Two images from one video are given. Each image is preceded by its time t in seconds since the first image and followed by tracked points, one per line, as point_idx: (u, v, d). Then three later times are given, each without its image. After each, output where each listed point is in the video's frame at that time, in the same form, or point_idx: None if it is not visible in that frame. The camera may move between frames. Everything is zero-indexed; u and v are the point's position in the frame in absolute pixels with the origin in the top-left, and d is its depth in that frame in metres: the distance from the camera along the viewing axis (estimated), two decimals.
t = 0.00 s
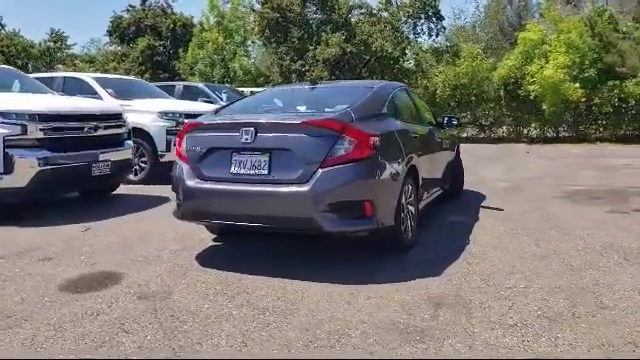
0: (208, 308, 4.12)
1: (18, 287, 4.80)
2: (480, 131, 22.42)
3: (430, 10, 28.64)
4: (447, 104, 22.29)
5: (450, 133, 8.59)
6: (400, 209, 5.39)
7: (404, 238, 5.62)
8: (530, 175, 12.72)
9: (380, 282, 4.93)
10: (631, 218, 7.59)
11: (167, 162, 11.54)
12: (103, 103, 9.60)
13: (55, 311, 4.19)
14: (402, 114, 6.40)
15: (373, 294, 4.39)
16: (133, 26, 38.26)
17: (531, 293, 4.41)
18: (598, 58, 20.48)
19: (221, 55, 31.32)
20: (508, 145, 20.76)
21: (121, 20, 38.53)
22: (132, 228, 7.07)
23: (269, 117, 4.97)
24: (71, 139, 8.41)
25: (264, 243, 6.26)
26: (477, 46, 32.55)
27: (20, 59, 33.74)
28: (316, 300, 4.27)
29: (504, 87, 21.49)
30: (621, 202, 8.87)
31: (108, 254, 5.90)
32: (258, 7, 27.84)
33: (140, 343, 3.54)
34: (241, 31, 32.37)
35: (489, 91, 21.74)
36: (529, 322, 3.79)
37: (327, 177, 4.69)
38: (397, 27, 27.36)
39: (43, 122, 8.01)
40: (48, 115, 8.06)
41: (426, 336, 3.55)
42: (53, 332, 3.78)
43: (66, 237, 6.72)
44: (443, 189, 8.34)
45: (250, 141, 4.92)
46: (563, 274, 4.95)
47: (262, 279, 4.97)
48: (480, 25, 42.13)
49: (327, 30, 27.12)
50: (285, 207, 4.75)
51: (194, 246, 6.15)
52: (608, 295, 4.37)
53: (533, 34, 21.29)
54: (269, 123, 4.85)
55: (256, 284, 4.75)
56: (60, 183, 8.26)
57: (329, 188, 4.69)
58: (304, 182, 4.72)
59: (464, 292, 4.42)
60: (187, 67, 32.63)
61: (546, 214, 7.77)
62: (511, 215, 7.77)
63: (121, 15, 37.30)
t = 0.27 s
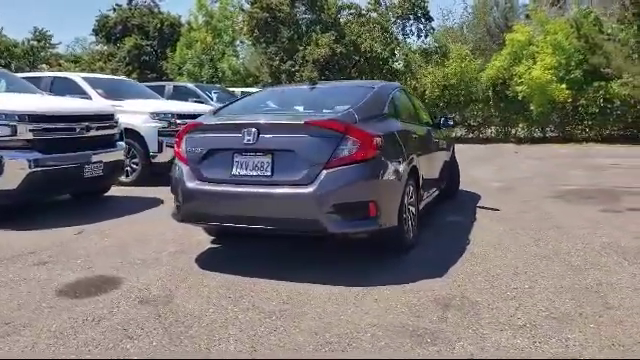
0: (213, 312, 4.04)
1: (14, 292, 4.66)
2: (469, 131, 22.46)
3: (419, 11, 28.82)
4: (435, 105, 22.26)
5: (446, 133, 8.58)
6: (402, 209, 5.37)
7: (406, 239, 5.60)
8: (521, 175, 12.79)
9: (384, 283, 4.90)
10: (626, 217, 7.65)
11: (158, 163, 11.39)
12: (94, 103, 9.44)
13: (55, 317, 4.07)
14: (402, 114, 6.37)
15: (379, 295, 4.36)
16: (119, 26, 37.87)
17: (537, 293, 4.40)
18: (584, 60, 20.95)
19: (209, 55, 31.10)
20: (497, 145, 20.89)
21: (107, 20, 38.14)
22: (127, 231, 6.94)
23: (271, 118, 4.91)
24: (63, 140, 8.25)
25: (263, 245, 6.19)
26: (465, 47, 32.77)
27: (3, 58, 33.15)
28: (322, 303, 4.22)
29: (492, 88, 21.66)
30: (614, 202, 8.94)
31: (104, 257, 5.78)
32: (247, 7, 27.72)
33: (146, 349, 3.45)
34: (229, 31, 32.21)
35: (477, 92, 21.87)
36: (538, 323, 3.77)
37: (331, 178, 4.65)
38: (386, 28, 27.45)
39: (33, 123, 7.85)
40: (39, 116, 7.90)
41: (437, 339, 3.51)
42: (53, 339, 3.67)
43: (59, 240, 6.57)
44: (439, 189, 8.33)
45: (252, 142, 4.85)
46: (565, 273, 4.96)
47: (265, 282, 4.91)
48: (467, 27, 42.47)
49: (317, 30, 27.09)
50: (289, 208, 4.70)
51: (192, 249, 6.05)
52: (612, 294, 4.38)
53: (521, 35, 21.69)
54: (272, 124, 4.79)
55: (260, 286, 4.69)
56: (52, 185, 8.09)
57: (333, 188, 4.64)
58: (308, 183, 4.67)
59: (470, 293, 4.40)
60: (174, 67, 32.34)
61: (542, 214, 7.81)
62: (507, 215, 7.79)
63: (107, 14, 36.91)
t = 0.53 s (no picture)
0: (218, 314, 3.98)
1: (10, 299, 4.54)
2: (455, 128, 22.60)
3: (403, 9, 28.98)
4: (421, 103, 22.29)
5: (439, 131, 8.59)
6: (402, 207, 5.35)
7: (406, 237, 5.59)
8: (511, 171, 12.91)
9: (387, 282, 4.87)
10: (618, 211, 7.75)
11: (148, 165, 11.26)
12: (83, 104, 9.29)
13: (55, 323, 3.97)
14: (398, 112, 6.36)
15: (384, 294, 4.34)
16: (101, 26, 37.38)
17: (540, 287, 4.42)
18: (565, 57, 20.90)
19: (194, 55, 30.81)
20: (483, 142, 21.07)
21: (88, 20, 37.62)
22: (121, 234, 6.81)
23: (271, 117, 4.85)
24: (52, 142, 8.10)
25: (261, 246, 6.13)
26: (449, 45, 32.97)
27: None
28: (328, 302, 4.18)
29: (477, 85, 21.93)
30: (604, 196, 9.05)
31: (100, 261, 5.67)
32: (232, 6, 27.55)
33: (153, 353, 3.38)
34: (213, 30, 32.00)
35: (462, 89, 22.06)
36: (544, 317, 3.79)
37: (332, 177, 4.61)
38: (371, 26, 27.53)
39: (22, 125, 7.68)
40: (27, 117, 7.73)
41: (447, 336, 3.50)
42: (55, 346, 3.58)
43: (51, 244, 6.43)
44: (433, 186, 8.35)
45: (252, 141, 4.79)
46: (565, 267, 5.00)
47: (267, 283, 4.86)
48: (450, 25, 42.78)
49: (302, 29, 27.05)
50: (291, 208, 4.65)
51: (189, 251, 5.97)
52: (614, 287, 4.42)
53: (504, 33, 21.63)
54: (272, 123, 4.74)
55: (262, 287, 4.64)
56: (41, 188, 7.93)
57: (335, 187, 4.60)
58: (310, 182, 4.63)
59: (473, 289, 4.41)
60: (158, 67, 32.00)
61: (536, 209, 7.86)
62: (501, 210, 7.83)
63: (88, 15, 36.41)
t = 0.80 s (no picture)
0: (226, 318, 3.92)
1: (9, 304, 4.43)
2: (444, 129, 22.70)
3: (392, 11, 29.12)
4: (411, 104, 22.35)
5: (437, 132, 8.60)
6: (406, 208, 5.33)
7: (409, 239, 5.57)
8: (503, 172, 12.99)
9: (393, 284, 4.84)
10: (613, 212, 7.82)
11: (141, 166, 11.14)
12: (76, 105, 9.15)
13: (58, 328, 3.88)
14: (399, 114, 6.35)
15: (392, 296, 4.31)
16: (88, 26, 36.98)
17: (546, 289, 4.43)
18: (552, 60, 21.31)
19: (182, 55, 30.55)
20: (473, 143, 21.20)
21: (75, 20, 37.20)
22: (118, 236, 6.72)
23: (276, 118, 4.80)
24: (46, 142, 7.96)
25: (262, 247, 6.07)
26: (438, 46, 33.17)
27: None
28: (336, 305, 4.14)
29: (466, 87, 22.05)
30: (598, 197, 9.14)
31: (99, 264, 5.57)
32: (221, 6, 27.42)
33: None
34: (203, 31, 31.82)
35: (452, 91, 22.20)
36: (554, 319, 3.80)
37: (339, 179, 4.57)
38: (361, 28, 27.62)
39: (15, 125, 7.54)
40: (20, 118, 7.59)
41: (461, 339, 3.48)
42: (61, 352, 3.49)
43: (47, 247, 6.31)
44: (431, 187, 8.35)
45: (257, 142, 4.74)
46: (569, 268, 5.02)
47: (272, 285, 4.81)
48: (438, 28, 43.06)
49: (292, 30, 27.02)
50: (297, 209, 4.60)
51: (190, 253, 5.90)
52: (620, 288, 4.44)
53: (492, 35, 21.89)
54: (277, 124, 4.69)
55: (268, 290, 4.58)
56: (35, 189, 7.78)
57: (342, 188, 4.57)
58: (316, 184, 4.59)
59: (480, 291, 4.41)
60: (146, 68, 31.71)
61: (533, 210, 7.91)
62: (499, 211, 7.87)
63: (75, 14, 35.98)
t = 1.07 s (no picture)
0: (230, 320, 3.86)
1: (5, 306, 4.31)
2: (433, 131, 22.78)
3: (381, 13, 29.22)
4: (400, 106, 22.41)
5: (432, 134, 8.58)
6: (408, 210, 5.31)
7: (409, 240, 5.56)
8: (494, 174, 13.10)
9: (395, 285, 4.82)
10: (606, 214, 7.92)
11: (131, 165, 10.99)
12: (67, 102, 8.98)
13: (57, 331, 3.78)
14: (399, 115, 6.32)
15: (397, 298, 4.28)
16: (73, 23, 36.45)
17: (550, 291, 4.45)
18: (539, 63, 21.44)
19: (169, 54, 30.19)
20: (461, 145, 21.33)
21: (59, 16, 36.63)
22: (113, 238, 6.60)
23: (279, 118, 4.75)
24: (36, 140, 7.80)
25: (260, 248, 6.01)
26: (426, 48, 33.38)
27: None
28: (342, 307, 4.10)
29: (454, 90, 22.31)
30: (590, 199, 9.25)
31: (94, 266, 5.46)
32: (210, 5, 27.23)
33: None
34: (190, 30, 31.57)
35: (439, 93, 22.39)
36: (561, 321, 3.80)
37: (344, 180, 4.54)
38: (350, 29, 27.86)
39: (5, 123, 7.37)
40: (11, 115, 7.42)
41: (470, 341, 3.47)
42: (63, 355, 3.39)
43: (39, 248, 6.17)
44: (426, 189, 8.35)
45: (260, 143, 4.68)
46: (569, 270, 5.06)
47: (273, 287, 4.76)
48: (425, 30, 43.40)
49: (281, 30, 26.95)
50: (301, 210, 4.55)
51: (187, 255, 5.81)
52: (622, 290, 4.48)
53: (479, 38, 22.12)
54: (281, 124, 4.64)
55: (270, 291, 4.52)
56: (25, 188, 7.62)
57: (347, 189, 4.53)
58: (321, 184, 4.55)
59: (484, 293, 4.40)
60: (133, 66, 31.31)
61: (527, 212, 7.97)
62: (494, 213, 7.91)
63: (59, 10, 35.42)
